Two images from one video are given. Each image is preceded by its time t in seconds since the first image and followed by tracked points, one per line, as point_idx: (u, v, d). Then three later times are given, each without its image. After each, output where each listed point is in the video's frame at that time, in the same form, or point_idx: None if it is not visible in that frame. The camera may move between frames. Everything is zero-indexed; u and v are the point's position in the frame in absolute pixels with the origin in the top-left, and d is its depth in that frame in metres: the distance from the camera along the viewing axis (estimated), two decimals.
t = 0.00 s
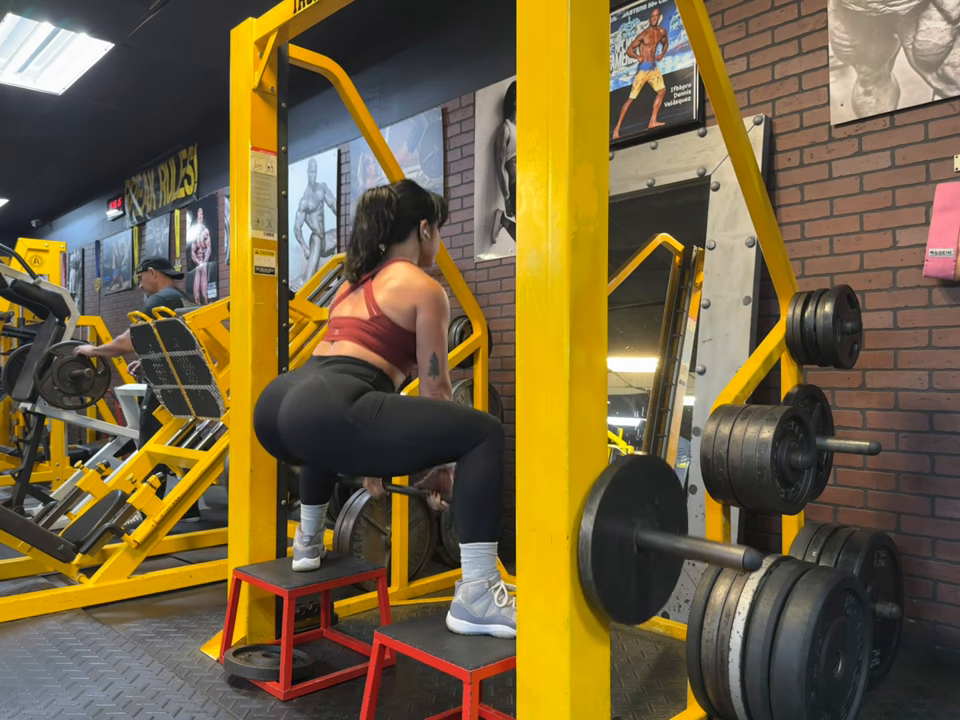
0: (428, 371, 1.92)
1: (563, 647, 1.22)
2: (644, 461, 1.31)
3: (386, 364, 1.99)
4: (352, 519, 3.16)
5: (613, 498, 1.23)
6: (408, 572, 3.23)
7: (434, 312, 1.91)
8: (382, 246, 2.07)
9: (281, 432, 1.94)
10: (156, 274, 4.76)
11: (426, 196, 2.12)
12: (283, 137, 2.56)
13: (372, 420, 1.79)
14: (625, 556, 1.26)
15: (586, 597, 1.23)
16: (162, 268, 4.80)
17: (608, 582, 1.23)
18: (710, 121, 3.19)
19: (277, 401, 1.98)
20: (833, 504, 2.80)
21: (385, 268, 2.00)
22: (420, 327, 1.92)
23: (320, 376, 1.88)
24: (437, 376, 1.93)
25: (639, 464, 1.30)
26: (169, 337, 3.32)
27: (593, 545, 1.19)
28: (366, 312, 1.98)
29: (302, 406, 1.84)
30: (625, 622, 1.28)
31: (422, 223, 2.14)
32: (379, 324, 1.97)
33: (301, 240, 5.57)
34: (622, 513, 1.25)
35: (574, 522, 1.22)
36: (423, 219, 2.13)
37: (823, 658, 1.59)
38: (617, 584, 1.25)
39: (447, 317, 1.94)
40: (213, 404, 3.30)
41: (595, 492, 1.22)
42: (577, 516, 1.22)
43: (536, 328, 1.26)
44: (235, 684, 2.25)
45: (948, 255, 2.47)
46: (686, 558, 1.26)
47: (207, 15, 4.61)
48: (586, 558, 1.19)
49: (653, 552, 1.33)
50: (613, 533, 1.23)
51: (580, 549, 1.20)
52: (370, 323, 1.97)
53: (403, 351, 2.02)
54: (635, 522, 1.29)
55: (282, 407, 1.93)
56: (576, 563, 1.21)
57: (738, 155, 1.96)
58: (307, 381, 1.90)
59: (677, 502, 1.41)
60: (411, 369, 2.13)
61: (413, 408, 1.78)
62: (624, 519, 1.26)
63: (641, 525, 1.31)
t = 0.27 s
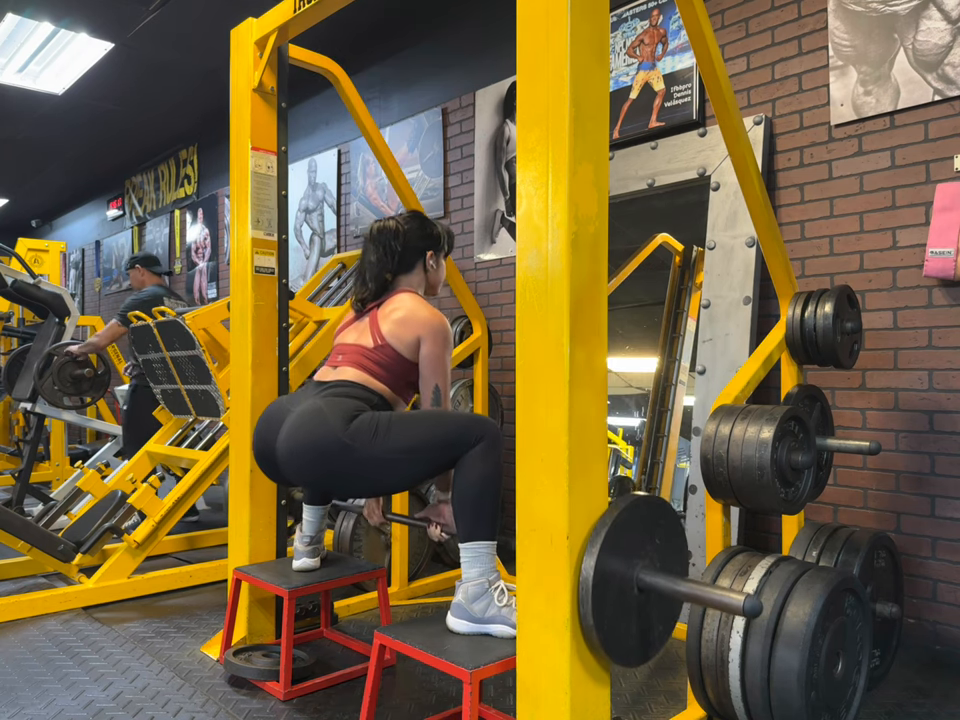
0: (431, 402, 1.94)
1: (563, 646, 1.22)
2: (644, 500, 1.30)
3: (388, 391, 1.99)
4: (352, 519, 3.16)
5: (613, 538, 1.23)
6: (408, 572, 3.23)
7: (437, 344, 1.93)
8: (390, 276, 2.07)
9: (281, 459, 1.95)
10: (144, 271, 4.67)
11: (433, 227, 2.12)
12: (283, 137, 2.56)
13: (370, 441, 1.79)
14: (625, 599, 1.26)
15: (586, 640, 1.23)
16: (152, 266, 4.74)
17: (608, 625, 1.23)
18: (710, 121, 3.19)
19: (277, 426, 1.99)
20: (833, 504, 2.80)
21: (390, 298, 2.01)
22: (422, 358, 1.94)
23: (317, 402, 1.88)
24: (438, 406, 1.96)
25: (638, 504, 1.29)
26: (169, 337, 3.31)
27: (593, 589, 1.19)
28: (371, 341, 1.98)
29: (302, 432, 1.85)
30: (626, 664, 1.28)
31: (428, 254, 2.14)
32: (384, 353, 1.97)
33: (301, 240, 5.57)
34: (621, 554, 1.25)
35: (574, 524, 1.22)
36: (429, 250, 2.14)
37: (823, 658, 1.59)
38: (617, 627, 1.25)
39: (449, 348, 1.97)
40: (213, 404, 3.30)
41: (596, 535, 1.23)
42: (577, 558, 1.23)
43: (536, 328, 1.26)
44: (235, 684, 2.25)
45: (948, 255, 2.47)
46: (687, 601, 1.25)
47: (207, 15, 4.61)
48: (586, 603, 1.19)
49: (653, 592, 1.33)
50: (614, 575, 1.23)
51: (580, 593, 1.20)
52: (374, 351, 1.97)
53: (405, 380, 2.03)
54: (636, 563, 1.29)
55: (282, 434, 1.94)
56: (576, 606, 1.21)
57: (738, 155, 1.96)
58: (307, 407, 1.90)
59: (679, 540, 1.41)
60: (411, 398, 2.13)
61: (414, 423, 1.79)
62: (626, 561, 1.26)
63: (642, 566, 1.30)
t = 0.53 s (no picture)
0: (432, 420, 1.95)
1: (563, 645, 1.22)
2: (644, 523, 1.30)
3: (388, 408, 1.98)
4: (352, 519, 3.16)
5: (614, 562, 1.23)
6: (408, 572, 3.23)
7: (438, 362, 1.93)
8: (393, 294, 2.07)
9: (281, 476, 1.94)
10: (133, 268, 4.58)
11: (435, 244, 2.14)
12: (283, 137, 2.56)
13: (370, 456, 1.78)
14: (626, 622, 1.26)
15: (587, 663, 1.23)
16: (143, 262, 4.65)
17: (609, 649, 1.23)
18: (710, 121, 3.19)
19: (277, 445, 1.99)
20: (833, 504, 2.80)
21: (392, 315, 2.01)
22: (423, 375, 1.93)
23: (317, 419, 1.87)
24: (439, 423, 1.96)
25: (639, 527, 1.29)
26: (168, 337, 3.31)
27: (594, 613, 1.20)
28: (372, 356, 1.98)
29: (302, 448, 1.84)
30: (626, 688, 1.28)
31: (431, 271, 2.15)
32: (384, 369, 1.96)
33: (301, 240, 5.57)
34: (622, 577, 1.25)
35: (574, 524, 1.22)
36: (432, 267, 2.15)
37: (824, 658, 1.59)
38: (617, 651, 1.26)
39: (451, 365, 1.96)
40: (213, 404, 3.30)
41: (596, 560, 1.22)
42: (578, 581, 1.23)
43: (536, 328, 1.26)
44: (235, 684, 2.25)
45: (948, 255, 2.47)
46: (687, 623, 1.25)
47: (207, 14, 4.61)
48: (588, 627, 1.20)
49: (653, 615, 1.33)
50: (615, 598, 1.24)
51: (581, 616, 1.20)
52: (375, 366, 1.96)
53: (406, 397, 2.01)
54: (636, 587, 1.29)
55: (282, 452, 1.93)
56: (577, 630, 1.21)
57: (738, 155, 1.96)
58: (307, 424, 1.89)
59: (678, 562, 1.41)
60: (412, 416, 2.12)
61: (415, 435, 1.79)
62: (626, 585, 1.26)
63: (642, 589, 1.31)
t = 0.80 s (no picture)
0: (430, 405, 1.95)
1: (563, 646, 1.22)
2: (644, 503, 1.30)
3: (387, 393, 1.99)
4: (352, 519, 3.16)
5: (613, 543, 1.23)
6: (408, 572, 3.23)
7: (437, 346, 1.93)
8: (392, 280, 2.06)
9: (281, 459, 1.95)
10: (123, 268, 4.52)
11: (434, 230, 2.13)
12: (283, 137, 2.56)
13: (369, 441, 1.80)
14: (626, 602, 1.26)
15: (587, 642, 1.23)
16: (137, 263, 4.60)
17: (609, 628, 1.23)
18: (710, 121, 3.19)
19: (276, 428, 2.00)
20: (833, 504, 2.80)
21: (391, 300, 2.00)
22: (422, 360, 1.94)
23: (318, 402, 1.89)
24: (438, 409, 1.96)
25: (639, 507, 1.29)
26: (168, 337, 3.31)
27: (594, 593, 1.19)
28: (371, 342, 1.98)
29: (301, 432, 1.87)
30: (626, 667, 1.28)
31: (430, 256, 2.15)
32: (383, 354, 1.97)
33: (301, 240, 5.57)
34: (622, 558, 1.25)
35: (574, 524, 1.22)
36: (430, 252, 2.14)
37: (824, 658, 1.59)
38: (618, 629, 1.25)
39: (449, 350, 1.96)
40: (213, 404, 3.30)
41: (595, 539, 1.22)
42: (578, 561, 1.23)
43: (536, 328, 1.26)
44: (235, 684, 2.25)
45: (948, 255, 2.47)
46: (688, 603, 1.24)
47: (207, 14, 4.61)
48: (587, 606, 1.19)
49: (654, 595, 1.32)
50: (615, 578, 1.23)
51: (581, 596, 1.20)
52: (374, 352, 1.97)
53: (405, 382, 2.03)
54: (636, 567, 1.28)
55: (282, 435, 1.95)
56: (577, 609, 1.21)
57: (738, 155, 1.96)
58: (307, 408, 1.90)
59: (679, 543, 1.40)
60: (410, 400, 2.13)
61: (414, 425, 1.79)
62: (626, 565, 1.26)
63: (642, 570, 1.30)
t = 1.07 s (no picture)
0: (430, 361, 1.90)
1: (563, 646, 1.22)
2: (645, 446, 1.31)
3: (388, 351, 1.97)
4: (352, 519, 3.16)
5: (613, 483, 1.23)
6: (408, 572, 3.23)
7: (437, 302, 1.89)
8: (392, 236, 2.05)
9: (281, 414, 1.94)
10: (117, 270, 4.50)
11: (435, 187, 2.10)
12: (283, 137, 2.56)
13: (372, 405, 1.78)
14: (625, 541, 1.26)
15: (585, 580, 1.23)
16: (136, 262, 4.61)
17: (608, 566, 1.23)
18: (710, 120, 3.19)
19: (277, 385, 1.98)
20: (833, 504, 2.80)
21: (391, 258, 1.98)
22: (422, 316, 1.89)
23: (323, 357, 1.88)
24: (438, 365, 1.91)
25: (639, 450, 1.29)
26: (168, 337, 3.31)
27: (593, 531, 1.19)
28: (372, 300, 1.96)
29: (302, 386, 1.84)
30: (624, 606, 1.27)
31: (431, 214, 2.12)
32: (384, 312, 1.94)
33: (301, 240, 5.57)
34: (622, 498, 1.25)
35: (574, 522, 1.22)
36: (431, 209, 2.11)
37: (824, 658, 1.59)
38: (616, 568, 1.24)
39: (450, 306, 1.92)
40: (213, 404, 3.30)
41: (596, 477, 1.22)
42: (577, 501, 1.22)
43: (536, 328, 1.26)
44: (235, 684, 2.25)
45: (948, 255, 2.47)
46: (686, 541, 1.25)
47: (207, 14, 4.61)
48: (586, 541, 1.19)
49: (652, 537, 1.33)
50: (614, 517, 1.23)
51: (580, 532, 1.20)
52: (375, 310, 1.95)
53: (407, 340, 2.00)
54: (635, 507, 1.29)
55: (282, 391, 1.93)
56: (576, 546, 1.21)
57: (738, 155, 1.96)
58: (309, 362, 1.89)
59: (679, 490, 1.41)
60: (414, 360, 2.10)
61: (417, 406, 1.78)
62: (623, 506, 1.25)
63: (641, 511, 1.30)
